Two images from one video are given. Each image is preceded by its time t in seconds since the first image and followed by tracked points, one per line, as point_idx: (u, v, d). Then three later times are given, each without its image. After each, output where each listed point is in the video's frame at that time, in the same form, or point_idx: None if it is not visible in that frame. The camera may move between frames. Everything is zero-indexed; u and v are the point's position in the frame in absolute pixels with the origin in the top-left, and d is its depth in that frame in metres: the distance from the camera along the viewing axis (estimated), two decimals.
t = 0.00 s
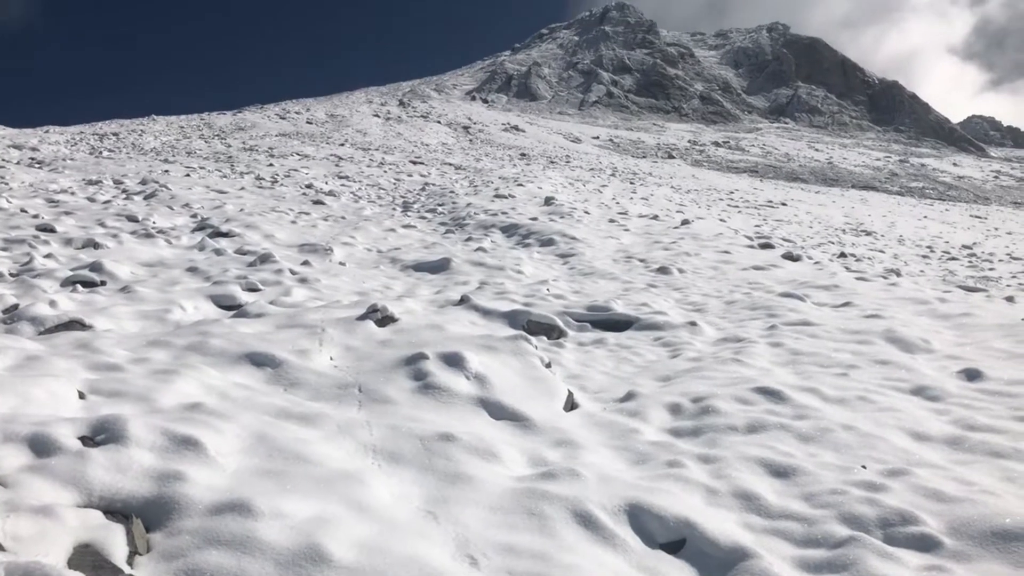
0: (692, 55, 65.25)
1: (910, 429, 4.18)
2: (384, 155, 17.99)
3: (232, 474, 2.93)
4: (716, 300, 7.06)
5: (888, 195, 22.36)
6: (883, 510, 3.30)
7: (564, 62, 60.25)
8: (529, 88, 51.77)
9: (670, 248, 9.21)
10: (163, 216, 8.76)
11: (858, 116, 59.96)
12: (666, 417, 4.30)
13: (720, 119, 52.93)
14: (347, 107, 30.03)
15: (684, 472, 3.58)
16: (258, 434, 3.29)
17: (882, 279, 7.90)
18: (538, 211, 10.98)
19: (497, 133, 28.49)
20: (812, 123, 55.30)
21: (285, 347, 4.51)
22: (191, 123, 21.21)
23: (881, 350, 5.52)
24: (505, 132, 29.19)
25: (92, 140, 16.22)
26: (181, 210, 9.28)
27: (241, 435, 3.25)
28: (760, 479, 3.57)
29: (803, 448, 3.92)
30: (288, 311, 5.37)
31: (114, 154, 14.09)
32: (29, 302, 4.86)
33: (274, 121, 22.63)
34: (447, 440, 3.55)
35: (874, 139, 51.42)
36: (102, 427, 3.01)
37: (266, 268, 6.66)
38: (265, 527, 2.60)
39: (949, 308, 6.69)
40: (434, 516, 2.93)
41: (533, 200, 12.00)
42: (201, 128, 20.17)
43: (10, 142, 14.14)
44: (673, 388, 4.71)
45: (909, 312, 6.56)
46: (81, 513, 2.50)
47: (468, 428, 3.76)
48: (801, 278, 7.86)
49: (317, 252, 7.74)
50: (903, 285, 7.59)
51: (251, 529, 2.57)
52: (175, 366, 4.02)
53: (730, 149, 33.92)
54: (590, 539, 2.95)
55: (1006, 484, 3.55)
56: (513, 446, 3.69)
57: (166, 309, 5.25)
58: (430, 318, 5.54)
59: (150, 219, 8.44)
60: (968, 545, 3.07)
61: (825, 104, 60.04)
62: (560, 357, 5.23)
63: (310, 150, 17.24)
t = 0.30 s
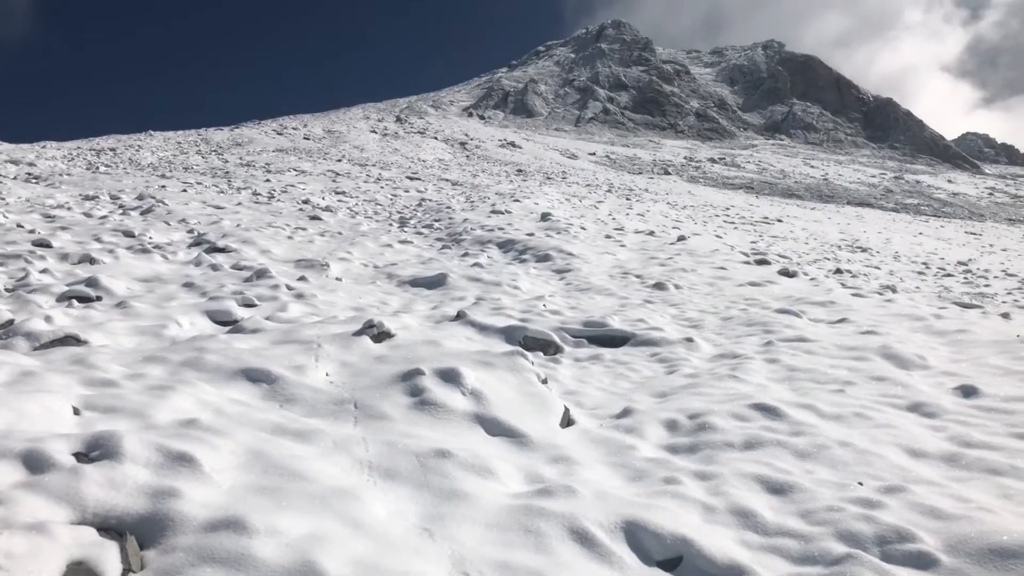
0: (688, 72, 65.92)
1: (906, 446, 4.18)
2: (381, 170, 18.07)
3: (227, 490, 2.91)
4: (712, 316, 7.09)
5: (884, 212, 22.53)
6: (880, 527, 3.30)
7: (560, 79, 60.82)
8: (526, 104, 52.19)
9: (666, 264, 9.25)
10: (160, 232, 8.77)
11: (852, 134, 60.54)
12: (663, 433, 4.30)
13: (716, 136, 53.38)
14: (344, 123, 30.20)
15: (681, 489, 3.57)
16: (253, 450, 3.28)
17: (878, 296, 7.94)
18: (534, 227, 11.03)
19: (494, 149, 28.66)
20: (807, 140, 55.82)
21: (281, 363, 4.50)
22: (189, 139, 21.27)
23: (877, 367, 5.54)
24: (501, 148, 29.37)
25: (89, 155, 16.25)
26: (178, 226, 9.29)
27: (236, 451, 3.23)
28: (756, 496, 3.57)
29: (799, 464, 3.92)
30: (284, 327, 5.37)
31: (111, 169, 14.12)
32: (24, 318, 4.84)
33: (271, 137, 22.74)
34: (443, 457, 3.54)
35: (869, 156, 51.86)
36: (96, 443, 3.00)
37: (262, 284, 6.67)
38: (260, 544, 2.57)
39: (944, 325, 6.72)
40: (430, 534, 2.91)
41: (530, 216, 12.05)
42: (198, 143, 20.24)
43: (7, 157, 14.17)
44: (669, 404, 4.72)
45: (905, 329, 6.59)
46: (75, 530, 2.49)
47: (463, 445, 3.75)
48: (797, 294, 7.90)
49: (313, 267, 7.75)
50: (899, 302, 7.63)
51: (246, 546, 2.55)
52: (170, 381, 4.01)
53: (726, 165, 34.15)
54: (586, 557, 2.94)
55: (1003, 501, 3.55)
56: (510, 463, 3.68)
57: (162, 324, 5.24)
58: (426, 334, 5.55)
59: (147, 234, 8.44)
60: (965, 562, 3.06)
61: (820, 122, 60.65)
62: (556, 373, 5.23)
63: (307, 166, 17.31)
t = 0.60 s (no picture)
0: (684, 89, 66.55)
1: (903, 464, 4.18)
2: (378, 186, 18.15)
3: (222, 507, 2.89)
4: (709, 332, 7.10)
5: (880, 229, 22.68)
6: (878, 545, 3.28)
7: (557, 96, 61.35)
8: (523, 121, 52.58)
9: (663, 280, 9.27)
10: (156, 247, 8.77)
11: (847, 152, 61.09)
12: (660, 450, 4.28)
13: (711, 153, 53.81)
14: (341, 139, 30.35)
15: (679, 506, 3.55)
16: (248, 467, 3.26)
17: (874, 312, 7.97)
18: (531, 243, 11.07)
19: (491, 165, 28.82)
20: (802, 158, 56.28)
21: (277, 379, 4.48)
22: (186, 154, 21.34)
23: (873, 384, 5.55)
24: (499, 165, 29.54)
25: (86, 170, 16.28)
26: (175, 241, 9.29)
27: (231, 467, 3.22)
28: (754, 514, 3.55)
29: (797, 482, 3.91)
30: (280, 343, 5.36)
31: (108, 184, 14.14)
32: (19, 333, 4.82)
33: (269, 153, 22.82)
34: (439, 474, 3.52)
35: (865, 173, 52.25)
36: (91, 459, 2.97)
37: (259, 299, 6.66)
38: (254, 562, 2.55)
39: (941, 342, 6.74)
40: (426, 551, 2.89)
41: (527, 231, 12.10)
42: (196, 158, 20.31)
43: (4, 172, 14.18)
44: (667, 421, 4.71)
45: (902, 346, 6.60)
46: (69, 548, 2.46)
47: (460, 462, 3.73)
48: (793, 310, 7.93)
49: (310, 283, 7.75)
50: (895, 319, 7.66)
51: (241, 563, 2.52)
52: (165, 397, 3.99)
53: (722, 182, 34.40)
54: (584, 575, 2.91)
55: (1001, 519, 3.54)
56: (506, 480, 3.66)
57: (157, 339, 5.23)
58: (423, 350, 5.54)
59: (143, 249, 8.44)
60: None
61: (815, 140, 61.22)
62: (553, 390, 5.22)
63: (304, 181, 17.36)
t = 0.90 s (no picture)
0: (680, 107, 67.13)
1: (901, 480, 4.18)
2: (375, 201, 18.21)
3: (217, 522, 2.88)
4: (706, 348, 7.11)
5: (876, 245, 22.81)
6: (874, 562, 3.28)
7: (554, 113, 61.83)
8: (521, 138, 52.93)
9: (659, 296, 9.31)
10: (153, 262, 8.77)
11: (843, 169, 61.62)
12: (657, 467, 4.28)
13: (708, 169, 54.17)
14: (339, 154, 30.49)
15: (675, 523, 3.54)
16: (243, 482, 3.24)
17: (870, 329, 8.00)
18: (528, 258, 11.11)
19: (488, 181, 28.98)
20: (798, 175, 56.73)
21: (272, 394, 4.48)
22: (184, 169, 21.41)
23: (870, 400, 5.56)
24: (496, 180, 29.69)
25: (84, 185, 16.30)
26: (172, 255, 9.30)
27: (227, 483, 3.20)
28: (751, 531, 3.54)
29: (794, 499, 3.90)
30: (277, 358, 5.36)
31: (105, 199, 14.16)
32: (15, 348, 4.81)
33: (266, 168, 22.90)
34: (436, 490, 3.51)
35: (860, 190, 52.64)
36: (85, 475, 2.96)
37: (256, 314, 6.66)
38: None
39: (937, 359, 6.76)
40: (423, 568, 2.87)
41: (524, 247, 12.14)
42: (193, 174, 20.37)
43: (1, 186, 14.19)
44: (664, 437, 4.71)
45: (898, 362, 6.63)
46: (63, 564, 2.45)
47: (456, 478, 3.72)
48: (789, 327, 7.96)
49: (307, 298, 7.76)
50: (891, 335, 7.70)
51: None
52: (161, 412, 3.98)
53: (718, 199, 34.60)
54: None
55: (998, 536, 3.54)
56: (503, 496, 3.65)
57: (153, 354, 5.22)
58: (419, 365, 5.54)
59: (140, 263, 8.44)
60: None
61: (811, 158, 61.76)
62: (550, 406, 5.21)
63: (302, 196, 17.44)
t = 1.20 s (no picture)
0: (677, 124, 67.71)
1: (900, 498, 4.17)
2: (373, 217, 18.28)
3: (214, 540, 2.86)
4: (704, 365, 7.12)
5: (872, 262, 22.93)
6: None
7: (552, 130, 62.28)
8: (518, 154, 53.25)
9: (657, 312, 9.33)
10: (151, 277, 8.78)
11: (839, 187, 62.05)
12: (656, 484, 4.26)
13: (705, 187, 54.50)
14: (337, 170, 30.59)
15: (675, 540, 3.53)
16: (240, 499, 3.23)
17: (868, 346, 8.01)
18: (525, 274, 11.14)
19: (486, 197, 29.12)
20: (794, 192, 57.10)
21: (270, 410, 4.46)
22: (182, 185, 21.48)
23: (868, 417, 5.56)
24: (494, 197, 29.83)
25: (82, 201, 16.34)
26: (169, 272, 9.30)
27: (224, 500, 3.18)
28: (750, 548, 3.53)
29: (793, 516, 3.89)
30: (274, 374, 5.34)
31: (103, 215, 14.19)
32: (11, 364, 4.80)
33: (265, 184, 22.99)
34: (434, 507, 3.49)
35: (856, 207, 52.96)
36: (82, 492, 2.94)
37: (253, 330, 6.66)
38: None
39: (935, 376, 6.77)
40: None
41: (521, 263, 12.18)
42: (191, 190, 20.43)
43: None
44: (662, 454, 4.69)
45: (895, 379, 6.64)
46: None
47: (454, 495, 3.70)
48: (787, 343, 7.98)
49: (305, 314, 7.75)
50: (889, 352, 7.72)
51: None
52: (158, 429, 3.96)
53: (715, 215, 34.77)
54: None
55: (997, 554, 3.53)
56: (501, 514, 3.63)
57: (151, 370, 5.20)
58: (417, 382, 5.53)
59: (138, 280, 8.44)
60: None
61: (807, 175, 62.22)
62: (548, 423, 5.20)
63: (299, 212, 17.50)
